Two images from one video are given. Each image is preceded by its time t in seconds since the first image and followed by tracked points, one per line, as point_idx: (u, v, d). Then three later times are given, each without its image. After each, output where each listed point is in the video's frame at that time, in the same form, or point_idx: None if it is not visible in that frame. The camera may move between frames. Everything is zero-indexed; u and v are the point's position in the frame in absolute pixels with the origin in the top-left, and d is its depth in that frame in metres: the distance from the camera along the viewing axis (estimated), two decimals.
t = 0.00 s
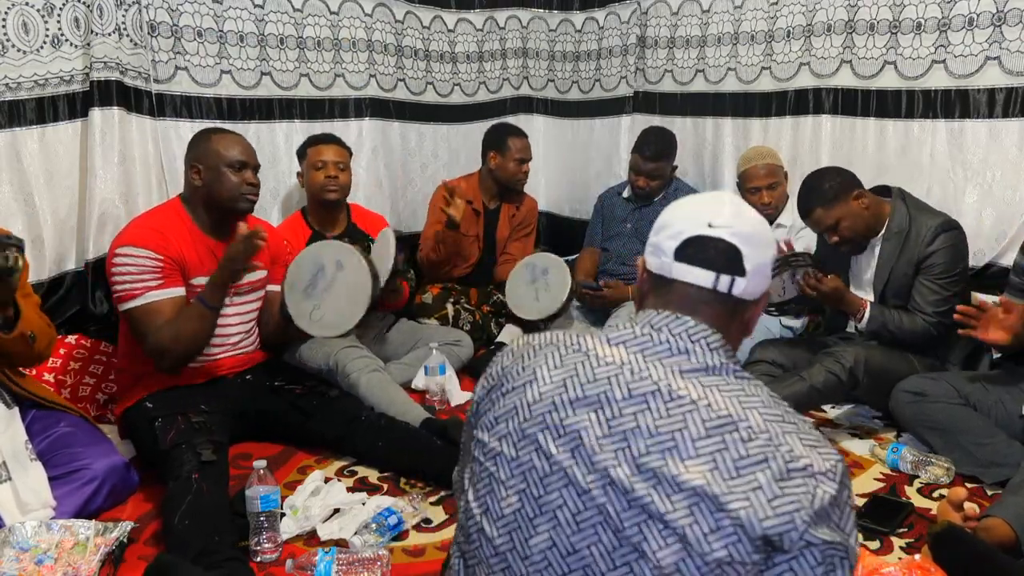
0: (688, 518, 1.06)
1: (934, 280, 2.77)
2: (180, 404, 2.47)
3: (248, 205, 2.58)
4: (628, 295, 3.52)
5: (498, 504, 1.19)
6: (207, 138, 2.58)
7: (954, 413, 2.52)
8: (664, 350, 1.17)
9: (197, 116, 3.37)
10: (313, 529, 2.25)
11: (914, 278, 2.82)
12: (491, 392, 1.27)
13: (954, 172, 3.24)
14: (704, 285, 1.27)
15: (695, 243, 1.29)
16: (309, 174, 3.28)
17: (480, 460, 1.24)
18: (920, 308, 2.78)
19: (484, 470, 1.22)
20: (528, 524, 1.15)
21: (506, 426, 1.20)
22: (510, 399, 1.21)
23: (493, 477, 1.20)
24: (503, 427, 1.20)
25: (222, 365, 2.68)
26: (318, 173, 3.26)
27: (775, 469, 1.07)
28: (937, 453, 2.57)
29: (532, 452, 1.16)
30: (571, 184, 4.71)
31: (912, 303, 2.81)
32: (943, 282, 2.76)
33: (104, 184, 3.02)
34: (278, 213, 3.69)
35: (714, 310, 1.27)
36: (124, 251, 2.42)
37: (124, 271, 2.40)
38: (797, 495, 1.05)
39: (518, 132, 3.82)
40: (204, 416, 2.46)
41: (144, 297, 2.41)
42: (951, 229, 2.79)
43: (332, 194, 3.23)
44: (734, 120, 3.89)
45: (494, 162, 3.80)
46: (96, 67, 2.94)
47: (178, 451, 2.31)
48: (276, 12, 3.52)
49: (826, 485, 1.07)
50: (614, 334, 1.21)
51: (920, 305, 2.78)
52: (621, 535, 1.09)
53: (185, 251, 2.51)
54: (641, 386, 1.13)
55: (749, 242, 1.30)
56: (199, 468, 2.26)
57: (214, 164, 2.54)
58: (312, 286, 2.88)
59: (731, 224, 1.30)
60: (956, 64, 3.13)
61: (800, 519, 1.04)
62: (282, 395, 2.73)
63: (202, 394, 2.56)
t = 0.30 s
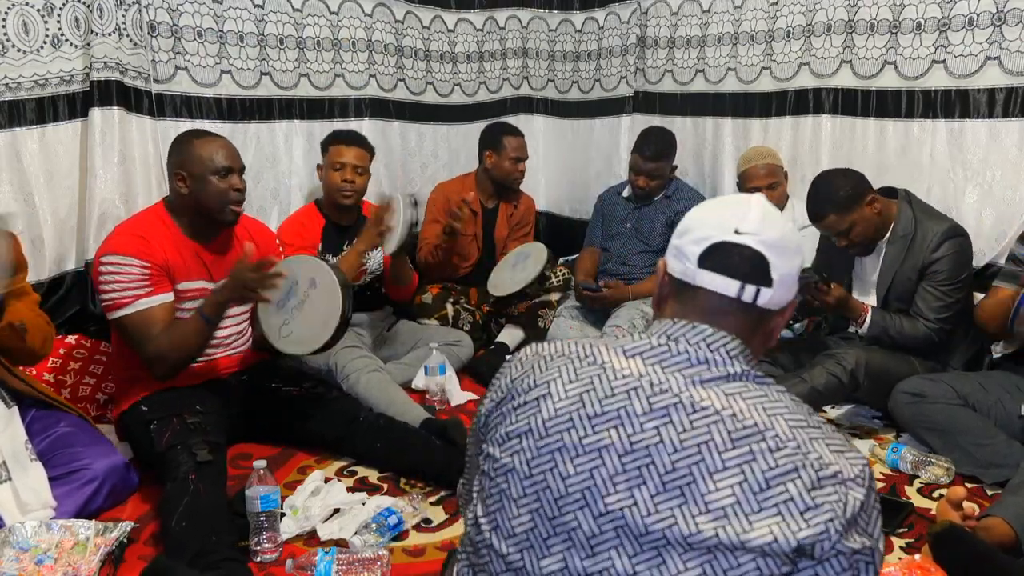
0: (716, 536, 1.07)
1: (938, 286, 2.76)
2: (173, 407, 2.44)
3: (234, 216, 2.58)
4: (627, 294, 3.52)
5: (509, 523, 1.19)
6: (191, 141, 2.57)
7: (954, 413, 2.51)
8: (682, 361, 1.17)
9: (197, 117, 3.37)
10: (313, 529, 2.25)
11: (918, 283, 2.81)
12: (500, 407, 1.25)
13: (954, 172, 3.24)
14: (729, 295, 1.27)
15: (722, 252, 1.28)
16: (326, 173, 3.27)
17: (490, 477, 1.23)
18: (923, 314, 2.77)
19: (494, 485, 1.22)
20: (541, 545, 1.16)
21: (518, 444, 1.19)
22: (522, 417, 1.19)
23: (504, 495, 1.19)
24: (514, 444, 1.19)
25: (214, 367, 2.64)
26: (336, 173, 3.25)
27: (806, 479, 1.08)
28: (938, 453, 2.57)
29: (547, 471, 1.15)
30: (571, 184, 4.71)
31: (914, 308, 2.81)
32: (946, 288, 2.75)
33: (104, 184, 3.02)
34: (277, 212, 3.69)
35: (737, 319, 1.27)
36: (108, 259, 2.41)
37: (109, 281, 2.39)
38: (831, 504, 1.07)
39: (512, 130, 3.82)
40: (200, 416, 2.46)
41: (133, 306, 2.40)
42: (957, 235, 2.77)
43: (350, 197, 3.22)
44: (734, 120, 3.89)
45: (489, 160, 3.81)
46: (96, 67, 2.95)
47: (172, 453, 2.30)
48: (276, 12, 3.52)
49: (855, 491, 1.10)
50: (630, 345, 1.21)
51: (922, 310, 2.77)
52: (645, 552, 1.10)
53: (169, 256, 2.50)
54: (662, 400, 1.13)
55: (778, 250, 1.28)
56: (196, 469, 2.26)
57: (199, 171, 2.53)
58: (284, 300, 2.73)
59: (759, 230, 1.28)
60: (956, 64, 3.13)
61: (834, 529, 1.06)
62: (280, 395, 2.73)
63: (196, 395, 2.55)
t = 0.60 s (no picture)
0: (705, 534, 1.07)
1: (949, 296, 2.75)
2: (169, 409, 2.46)
3: (222, 208, 2.57)
4: (628, 294, 3.51)
5: (502, 522, 1.19)
6: (174, 140, 2.56)
7: (953, 413, 2.51)
8: (674, 362, 1.18)
9: (197, 116, 3.37)
10: (313, 529, 2.25)
11: (929, 291, 2.80)
12: (494, 407, 1.26)
13: (954, 172, 3.24)
14: (724, 305, 1.27)
15: (719, 265, 1.29)
16: (344, 172, 3.26)
17: (483, 476, 1.23)
18: (932, 322, 2.77)
19: (488, 485, 1.22)
20: (532, 544, 1.16)
21: (510, 444, 1.19)
22: (515, 416, 1.19)
23: (497, 494, 1.20)
24: (508, 444, 1.19)
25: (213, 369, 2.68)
26: (353, 172, 3.24)
27: (795, 478, 1.08)
28: (937, 453, 2.57)
29: (538, 470, 1.15)
30: (572, 184, 4.71)
31: (923, 315, 2.81)
32: (957, 296, 2.75)
33: (104, 184, 3.02)
34: (277, 212, 3.69)
35: (731, 329, 1.28)
36: (91, 263, 2.42)
37: (92, 286, 2.40)
38: (820, 504, 1.07)
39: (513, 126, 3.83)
40: (196, 417, 2.46)
41: (111, 313, 2.41)
42: (973, 247, 2.75)
43: (366, 195, 3.22)
44: (735, 120, 3.89)
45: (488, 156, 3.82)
46: (96, 67, 2.95)
47: (168, 455, 2.31)
48: (276, 13, 3.52)
49: (845, 491, 1.09)
50: (624, 347, 1.21)
51: (931, 318, 2.77)
52: (636, 550, 1.10)
53: (155, 260, 2.49)
54: (652, 399, 1.13)
55: (775, 267, 1.29)
56: (194, 470, 2.26)
57: (183, 168, 2.52)
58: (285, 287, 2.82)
59: (757, 246, 1.30)
60: (956, 64, 3.13)
61: (823, 528, 1.05)
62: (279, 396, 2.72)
63: (194, 396, 2.55)
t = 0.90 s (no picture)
0: (654, 484, 1.08)
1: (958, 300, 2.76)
2: (169, 408, 2.46)
3: (223, 215, 2.58)
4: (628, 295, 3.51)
5: (482, 483, 1.19)
6: (174, 144, 2.54)
7: (953, 414, 2.51)
8: (631, 328, 1.18)
9: (197, 116, 3.37)
10: (313, 529, 2.25)
11: (938, 295, 2.81)
12: (471, 377, 1.26)
13: (954, 172, 3.24)
14: (661, 271, 1.29)
15: (652, 238, 1.32)
16: (343, 169, 3.27)
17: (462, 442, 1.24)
18: (939, 325, 2.79)
19: (467, 450, 1.22)
20: (510, 498, 1.16)
21: (487, 407, 1.19)
22: (490, 382, 1.20)
23: (476, 455, 1.20)
24: (483, 408, 1.20)
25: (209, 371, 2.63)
26: (352, 169, 3.25)
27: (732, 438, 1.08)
28: (937, 453, 2.57)
29: (512, 427, 1.16)
30: (572, 184, 4.71)
31: (930, 318, 2.82)
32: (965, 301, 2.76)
33: (104, 184, 3.02)
34: (277, 212, 3.69)
35: (674, 293, 1.28)
36: (92, 267, 2.42)
37: (93, 290, 2.41)
38: (750, 462, 1.07)
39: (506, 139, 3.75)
40: (196, 418, 2.46)
41: (114, 315, 2.41)
42: (984, 252, 2.76)
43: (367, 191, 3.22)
44: (735, 120, 3.89)
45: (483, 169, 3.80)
46: (96, 67, 2.95)
47: (168, 456, 2.31)
48: (276, 13, 3.52)
49: (776, 458, 1.09)
50: (588, 318, 1.22)
51: (939, 321, 2.79)
52: (601, 502, 1.10)
53: (154, 262, 2.50)
54: (611, 358, 1.13)
55: (700, 233, 1.33)
56: (193, 471, 2.27)
57: (184, 175, 2.51)
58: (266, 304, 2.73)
59: (682, 219, 1.35)
60: (956, 64, 3.13)
61: (752, 486, 1.05)
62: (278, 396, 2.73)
63: (195, 396, 2.56)
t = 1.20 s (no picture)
0: (659, 468, 1.11)
1: (955, 294, 2.77)
2: (170, 408, 2.45)
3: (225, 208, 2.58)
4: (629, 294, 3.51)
5: (481, 478, 1.21)
6: (181, 145, 2.54)
7: (953, 414, 2.51)
8: (622, 320, 1.21)
9: (197, 116, 3.37)
10: (313, 529, 2.25)
11: (936, 290, 2.81)
12: (464, 378, 1.29)
13: (954, 172, 3.24)
14: (641, 265, 1.32)
15: (629, 232, 1.36)
16: (323, 172, 3.27)
17: (459, 441, 1.26)
18: (938, 321, 2.79)
19: (465, 448, 1.24)
20: (511, 490, 1.18)
21: (483, 403, 1.22)
22: (485, 378, 1.23)
23: (474, 452, 1.22)
24: (480, 404, 1.22)
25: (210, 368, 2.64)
26: (333, 171, 3.25)
27: (730, 417, 1.12)
28: (937, 453, 2.57)
29: (511, 420, 1.18)
30: (572, 184, 4.71)
31: (928, 314, 2.83)
32: (962, 296, 2.76)
33: (104, 184, 3.02)
34: (277, 212, 3.68)
35: (655, 286, 1.31)
36: (101, 261, 2.42)
37: (102, 284, 2.40)
38: (750, 439, 1.11)
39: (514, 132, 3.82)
40: (198, 417, 2.46)
41: (123, 309, 2.41)
42: (979, 246, 2.76)
43: (348, 192, 3.21)
44: (735, 120, 3.89)
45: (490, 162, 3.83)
46: (96, 67, 2.95)
47: (169, 455, 2.31)
48: (276, 12, 3.52)
49: (770, 436, 1.14)
50: (578, 314, 1.25)
51: (937, 317, 2.80)
52: (604, 488, 1.13)
53: (161, 257, 2.50)
54: (605, 349, 1.17)
55: (677, 228, 1.37)
56: (194, 470, 2.26)
57: (190, 177, 2.50)
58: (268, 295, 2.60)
59: (659, 215, 1.38)
60: (956, 64, 3.13)
61: (754, 460, 1.10)
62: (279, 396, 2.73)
63: (195, 395, 2.56)
